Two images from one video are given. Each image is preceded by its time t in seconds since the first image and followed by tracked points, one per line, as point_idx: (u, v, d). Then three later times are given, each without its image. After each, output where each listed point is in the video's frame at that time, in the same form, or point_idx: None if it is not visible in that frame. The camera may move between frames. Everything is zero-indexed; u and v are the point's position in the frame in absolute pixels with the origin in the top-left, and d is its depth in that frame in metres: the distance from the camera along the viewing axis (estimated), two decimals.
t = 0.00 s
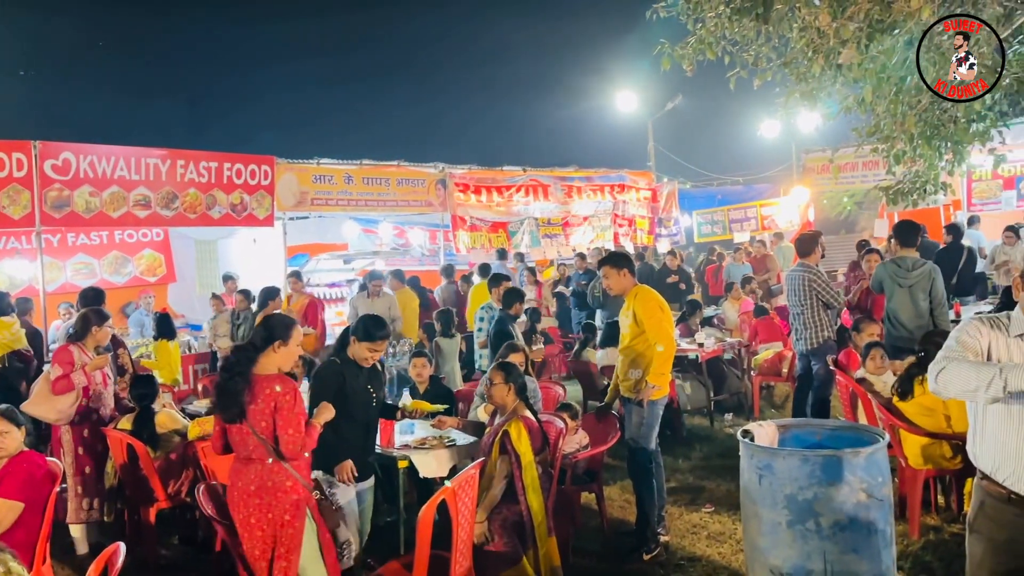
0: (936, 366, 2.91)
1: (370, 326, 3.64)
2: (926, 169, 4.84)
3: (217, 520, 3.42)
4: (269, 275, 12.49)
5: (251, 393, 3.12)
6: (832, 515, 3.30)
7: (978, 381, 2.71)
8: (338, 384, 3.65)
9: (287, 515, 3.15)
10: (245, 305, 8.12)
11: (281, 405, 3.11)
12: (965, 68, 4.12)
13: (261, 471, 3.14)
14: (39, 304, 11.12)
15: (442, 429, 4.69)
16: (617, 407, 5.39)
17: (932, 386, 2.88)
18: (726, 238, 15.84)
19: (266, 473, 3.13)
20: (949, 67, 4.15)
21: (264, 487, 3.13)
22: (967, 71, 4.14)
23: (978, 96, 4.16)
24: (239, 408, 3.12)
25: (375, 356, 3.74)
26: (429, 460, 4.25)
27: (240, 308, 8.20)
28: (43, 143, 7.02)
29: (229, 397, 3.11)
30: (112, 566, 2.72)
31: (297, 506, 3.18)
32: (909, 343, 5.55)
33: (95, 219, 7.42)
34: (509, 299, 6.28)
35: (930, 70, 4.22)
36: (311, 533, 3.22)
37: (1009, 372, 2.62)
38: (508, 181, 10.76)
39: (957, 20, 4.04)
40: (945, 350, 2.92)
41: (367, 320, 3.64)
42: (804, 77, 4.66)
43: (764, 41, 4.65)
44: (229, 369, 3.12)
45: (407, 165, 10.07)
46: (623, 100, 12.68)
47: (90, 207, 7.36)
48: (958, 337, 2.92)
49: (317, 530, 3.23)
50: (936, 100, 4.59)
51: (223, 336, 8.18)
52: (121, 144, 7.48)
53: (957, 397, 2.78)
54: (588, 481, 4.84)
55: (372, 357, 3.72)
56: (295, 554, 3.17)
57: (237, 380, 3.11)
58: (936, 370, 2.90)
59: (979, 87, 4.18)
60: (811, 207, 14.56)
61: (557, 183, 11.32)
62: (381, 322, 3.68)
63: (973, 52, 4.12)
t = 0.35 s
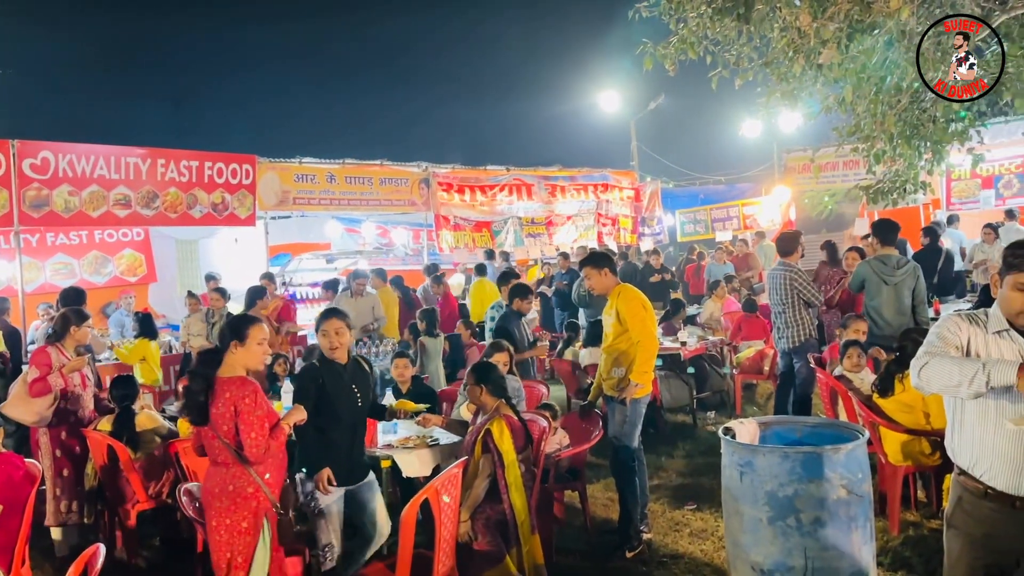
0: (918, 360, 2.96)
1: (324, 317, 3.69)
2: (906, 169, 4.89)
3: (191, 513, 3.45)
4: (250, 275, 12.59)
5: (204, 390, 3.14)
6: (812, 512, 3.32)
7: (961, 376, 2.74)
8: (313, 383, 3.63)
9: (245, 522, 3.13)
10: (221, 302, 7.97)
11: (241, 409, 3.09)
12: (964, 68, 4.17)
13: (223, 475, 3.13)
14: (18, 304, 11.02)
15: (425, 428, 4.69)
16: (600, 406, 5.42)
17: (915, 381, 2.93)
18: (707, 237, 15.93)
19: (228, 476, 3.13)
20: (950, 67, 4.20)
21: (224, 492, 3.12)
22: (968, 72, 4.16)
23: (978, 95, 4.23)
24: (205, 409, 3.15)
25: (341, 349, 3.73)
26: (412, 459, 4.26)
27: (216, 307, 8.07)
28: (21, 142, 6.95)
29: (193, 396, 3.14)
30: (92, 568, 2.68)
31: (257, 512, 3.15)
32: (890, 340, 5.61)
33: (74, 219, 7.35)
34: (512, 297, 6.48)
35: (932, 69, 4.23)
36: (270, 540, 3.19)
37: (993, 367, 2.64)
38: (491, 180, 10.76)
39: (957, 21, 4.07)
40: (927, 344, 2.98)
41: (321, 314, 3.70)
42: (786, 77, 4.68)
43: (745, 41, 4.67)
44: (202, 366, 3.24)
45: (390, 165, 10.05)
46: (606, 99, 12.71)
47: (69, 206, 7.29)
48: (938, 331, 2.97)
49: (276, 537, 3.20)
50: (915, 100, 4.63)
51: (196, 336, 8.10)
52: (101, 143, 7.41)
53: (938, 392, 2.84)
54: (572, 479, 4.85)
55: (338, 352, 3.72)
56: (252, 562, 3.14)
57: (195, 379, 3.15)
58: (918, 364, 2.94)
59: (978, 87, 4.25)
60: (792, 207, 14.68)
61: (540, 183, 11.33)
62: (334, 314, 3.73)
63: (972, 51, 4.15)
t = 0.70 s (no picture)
0: (896, 357, 2.98)
1: (313, 311, 3.73)
2: (890, 169, 4.93)
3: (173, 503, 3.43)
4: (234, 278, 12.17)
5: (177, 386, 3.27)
6: (796, 508, 3.34)
7: (939, 369, 2.77)
8: (300, 376, 3.69)
9: (208, 528, 3.10)
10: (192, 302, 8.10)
11: (203, 414, 3.07)
12: (964, 68, 4.11)
13: (191, 479, 3.13)
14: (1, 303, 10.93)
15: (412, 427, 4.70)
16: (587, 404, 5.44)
17: (894, 376, 2.96)
18: (694, 236, 16.00)
19: (194, 480, 3.12)
20: (950, 67, 4.16)
21: (191, 496, 3.12)
22: (968, 72, 4.11)
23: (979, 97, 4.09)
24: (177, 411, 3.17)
25: (328, 345, 3.75)
26: (397, 458, 4.27)
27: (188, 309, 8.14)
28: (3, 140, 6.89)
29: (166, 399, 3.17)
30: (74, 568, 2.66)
31: (221, 518, 3.12)
32: (876, 338, 5.65)
33: (58, 217, 7.29)
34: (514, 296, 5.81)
35: (931, 68, 4.22)
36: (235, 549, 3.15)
37: (969, 360, 2.67)
38: (478, 179, 10.75)
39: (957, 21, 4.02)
40: (906, 341, 3.00)
41: (312, 308, 3.74)
42: (771, 77, 4.71)
43: (731, 41, 4.69)
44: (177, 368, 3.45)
45: (377, 163, 10.02)
46: (593, 99, 12.73)
47: (52, 204, 7.23)
48: (920, 328, 3.00)
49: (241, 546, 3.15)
50: (899, 100, 4.66)
51: (168, 340, 8.08)
52: (85, 140, 7.36)
53: (919, 386, 2.86)
54: (558, 477, 4.87)
55: (327, 347, 3.75)
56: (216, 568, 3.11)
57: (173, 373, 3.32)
58: (896, 360, 2.97)
59: (979, 89, 4.12)
60: (777, 206, 14.75)
61: (527, 182, 11.34)
62: (325, 307, 3.76)
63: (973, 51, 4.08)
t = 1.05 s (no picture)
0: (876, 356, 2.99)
1: (311, 306, 3.63)
2: (875, 168, 4.95)
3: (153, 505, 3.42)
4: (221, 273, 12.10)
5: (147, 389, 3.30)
6: (780, 506, 3.36)
7: (918, 371, 2.79)
8: (292, 363, 3.80)
9: (175, 536, 3.06)
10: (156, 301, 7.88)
11: (166, 421, 3.04)
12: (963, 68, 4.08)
13: (159, 486, 3.10)
14: None
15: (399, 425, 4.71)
16: (574, 401, 5.45)
17: (873, 376, 2.97)
18: (681, 234, 16.05)
19: (161, 487, 3.09)
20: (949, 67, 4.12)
21: (158, 503, 3.09)
22: (968, 71, 4.06)
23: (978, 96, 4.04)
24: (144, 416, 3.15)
25: (316, 339, 3.68)
26: (383, 456, 4.28)
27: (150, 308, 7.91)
28: None
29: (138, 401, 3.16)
30: (56, 567, 2.64)
31: (188, 526, 3.08)
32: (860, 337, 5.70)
33: (41, 214, 7.24)
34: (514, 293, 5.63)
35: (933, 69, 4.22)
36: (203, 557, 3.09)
37: (947, 364, 2.69)
38: (465, 177, 10.74)
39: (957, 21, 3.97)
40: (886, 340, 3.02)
41: (311, 301, 3.65)
42: (756, 76, 4.72)
43: (717, 40, 4.70)
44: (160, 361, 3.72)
45: (364, 161, 10.04)
46: (580, 97, 12.75)
47: (35, 201, 7.18)
48: (901, 326, 3.02)
49: (209, 555, 3.10)
50: (884, 99, 4.67)
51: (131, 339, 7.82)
52: (68, 137, 7.32)
53: (897, 385, 2.87)
54: (544, 475, 4.88)
55: (320, 342, 3.68)
56: None
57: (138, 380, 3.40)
58: (875, 360, 2.98)
59: (981, 87, 4.05)
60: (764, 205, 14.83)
61: (515, 180, 11.34)
62: (322, 303, 3.65)
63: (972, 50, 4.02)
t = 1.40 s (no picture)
0: (862, 353, 3.03)
1: (274, 309, 3.59)
2: (858, 169, 4.99)
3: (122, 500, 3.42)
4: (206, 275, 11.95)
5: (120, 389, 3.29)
6: (764, 504, 3.38)
7: (904, 369, 2.82)
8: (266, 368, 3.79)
9: (145, 539, 3.06)
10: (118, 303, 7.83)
11: (133, 425, 3.02)
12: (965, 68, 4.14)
13: (131, 487, 3.12)
14: None
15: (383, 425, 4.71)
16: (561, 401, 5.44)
17: (859, 373, 3.01)
18: (667, 234, 16.11)
19: (132, 488, 3.10)
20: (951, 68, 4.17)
21: (131, 504, 3.11)
22: (968, 72, 4.13)
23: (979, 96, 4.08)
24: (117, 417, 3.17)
25: (281, 343, 3.63)
26: (368, 455, 4.28)
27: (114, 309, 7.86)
28: None
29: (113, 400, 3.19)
30: (39, 565, 2.63)
31: (158, 529, 3.08)
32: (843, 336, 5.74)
33: (24, 211, 7.19)
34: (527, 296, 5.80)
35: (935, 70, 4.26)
36: (175, 560, 3.09)
37: (932, 362, 2.72)
38: (452, 176, 10.73)
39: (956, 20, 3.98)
40: (871, 338, 3.05)
41: (276, 304, 3.62)
42: (742, 77, 4.74)
43: (704, 40, 4.71)
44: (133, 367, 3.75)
45: (350, 159, 9.96)
46: (566, 97, 12.77)
47: (18, 198, 7.14)
48: (885, 325, 3.05)
49: (181, 558, 3.09)
50: (868, 101, 4.70)
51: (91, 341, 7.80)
52: (51, 134, 7.26)
53: (884, 383, 2.91)
54: (529, 474, 4.88)
55: (286, 345, 3.64)
56: None
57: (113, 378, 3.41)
58: (862, 357, 3.02)
59: (981, 88, 4.09)
60: (749, 205, 14.89)
61: (502, 179, 11.36)
62: (285, 305, 3.61)
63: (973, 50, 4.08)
